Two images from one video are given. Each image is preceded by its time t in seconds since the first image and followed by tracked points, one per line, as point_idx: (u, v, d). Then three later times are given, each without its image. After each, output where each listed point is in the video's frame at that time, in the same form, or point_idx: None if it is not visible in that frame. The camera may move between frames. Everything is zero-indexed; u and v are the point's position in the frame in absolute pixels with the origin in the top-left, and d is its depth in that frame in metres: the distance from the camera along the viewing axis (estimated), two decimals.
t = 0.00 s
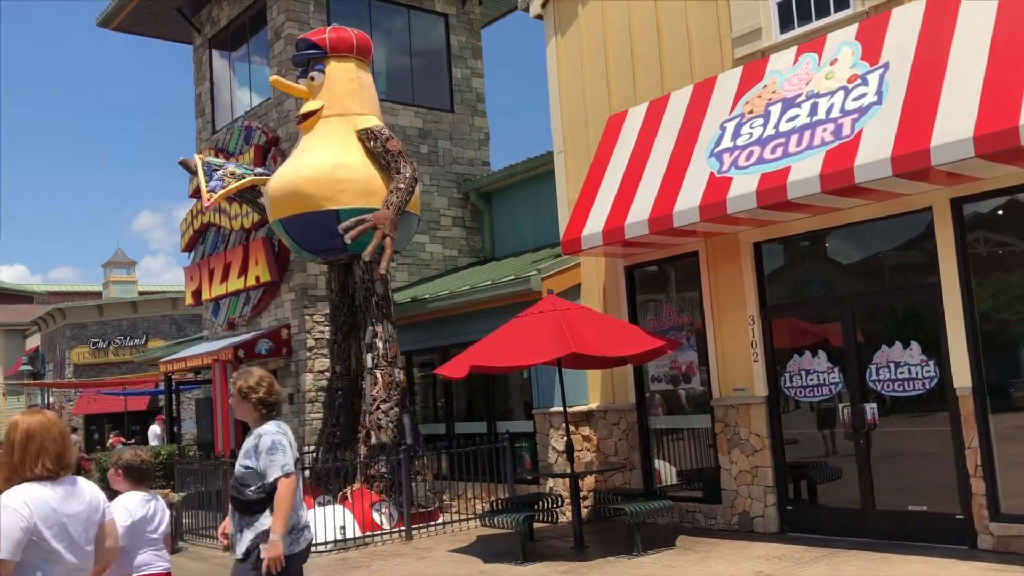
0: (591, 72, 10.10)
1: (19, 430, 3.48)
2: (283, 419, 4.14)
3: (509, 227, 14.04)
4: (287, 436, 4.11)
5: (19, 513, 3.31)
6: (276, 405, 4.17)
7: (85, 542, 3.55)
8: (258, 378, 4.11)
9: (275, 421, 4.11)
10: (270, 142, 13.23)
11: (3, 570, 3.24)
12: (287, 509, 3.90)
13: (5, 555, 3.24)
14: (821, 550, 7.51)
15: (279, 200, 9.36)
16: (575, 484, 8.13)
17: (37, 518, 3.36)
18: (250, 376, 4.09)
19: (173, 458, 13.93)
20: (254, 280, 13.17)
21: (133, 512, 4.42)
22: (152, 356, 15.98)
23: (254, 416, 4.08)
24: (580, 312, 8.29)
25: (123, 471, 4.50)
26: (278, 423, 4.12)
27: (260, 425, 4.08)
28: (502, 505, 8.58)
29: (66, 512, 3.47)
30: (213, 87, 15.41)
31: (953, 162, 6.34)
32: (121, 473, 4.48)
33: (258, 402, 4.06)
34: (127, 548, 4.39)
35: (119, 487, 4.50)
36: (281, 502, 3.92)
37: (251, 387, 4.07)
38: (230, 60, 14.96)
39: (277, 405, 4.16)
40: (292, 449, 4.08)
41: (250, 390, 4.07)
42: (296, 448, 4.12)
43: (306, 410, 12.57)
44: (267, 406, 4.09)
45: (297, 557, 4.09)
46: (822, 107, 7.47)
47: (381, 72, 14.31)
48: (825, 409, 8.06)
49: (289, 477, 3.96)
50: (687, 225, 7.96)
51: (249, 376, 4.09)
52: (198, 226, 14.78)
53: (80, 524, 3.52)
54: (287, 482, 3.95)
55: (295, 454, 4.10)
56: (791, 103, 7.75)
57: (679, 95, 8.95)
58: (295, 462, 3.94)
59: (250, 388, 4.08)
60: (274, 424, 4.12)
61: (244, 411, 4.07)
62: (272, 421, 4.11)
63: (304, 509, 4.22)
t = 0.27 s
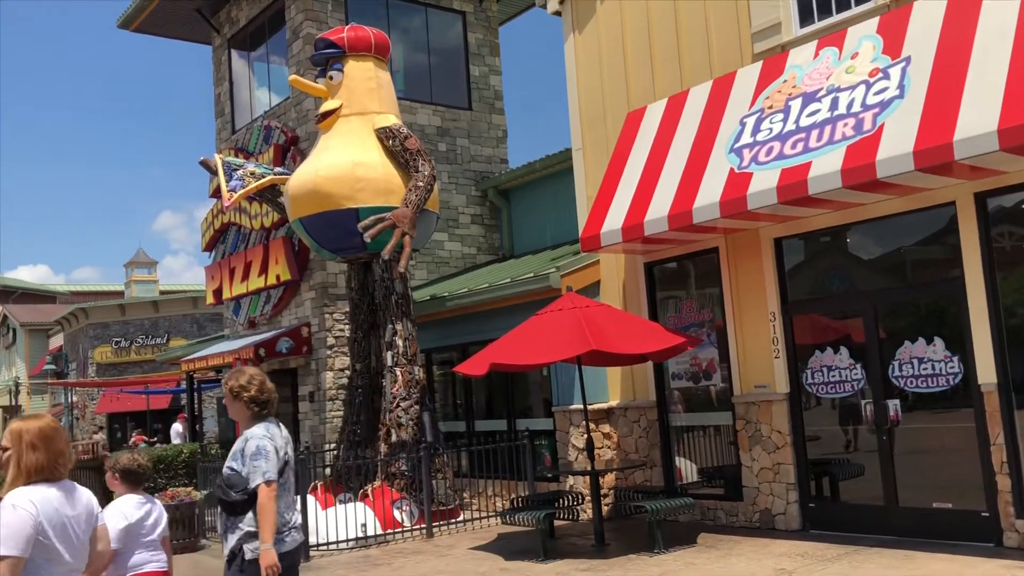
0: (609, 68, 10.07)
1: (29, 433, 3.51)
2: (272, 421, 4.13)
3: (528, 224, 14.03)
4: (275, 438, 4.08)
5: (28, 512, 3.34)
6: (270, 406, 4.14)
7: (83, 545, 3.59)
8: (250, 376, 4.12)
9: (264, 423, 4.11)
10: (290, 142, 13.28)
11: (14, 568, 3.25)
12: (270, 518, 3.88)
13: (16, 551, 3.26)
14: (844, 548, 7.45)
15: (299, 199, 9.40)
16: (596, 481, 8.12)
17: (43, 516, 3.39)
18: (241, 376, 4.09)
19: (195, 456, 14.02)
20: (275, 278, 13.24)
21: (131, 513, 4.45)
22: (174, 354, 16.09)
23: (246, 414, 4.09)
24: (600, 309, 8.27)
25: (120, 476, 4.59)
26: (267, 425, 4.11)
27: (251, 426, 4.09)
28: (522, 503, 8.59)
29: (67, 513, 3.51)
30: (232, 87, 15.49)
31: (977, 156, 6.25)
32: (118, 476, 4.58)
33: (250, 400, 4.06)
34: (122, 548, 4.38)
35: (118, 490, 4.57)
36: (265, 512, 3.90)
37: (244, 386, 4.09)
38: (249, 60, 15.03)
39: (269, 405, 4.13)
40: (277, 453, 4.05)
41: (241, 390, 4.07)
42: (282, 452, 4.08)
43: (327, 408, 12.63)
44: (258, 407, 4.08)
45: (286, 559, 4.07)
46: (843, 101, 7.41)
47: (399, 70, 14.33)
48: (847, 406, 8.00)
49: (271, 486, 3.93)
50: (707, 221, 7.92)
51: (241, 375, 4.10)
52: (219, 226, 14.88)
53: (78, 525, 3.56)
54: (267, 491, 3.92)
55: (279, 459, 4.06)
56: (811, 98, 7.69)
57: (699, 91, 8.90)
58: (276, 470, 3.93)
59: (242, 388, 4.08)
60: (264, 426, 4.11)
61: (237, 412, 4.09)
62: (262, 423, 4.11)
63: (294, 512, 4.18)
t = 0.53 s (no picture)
0: (629, 66, 10.05)
1: (28, 432, 3.56)
2: (256, 422, 4.20)
3: (547, 223, 14.02)
4: (259, 440, 4.14)
5: (31, 507, 3.38)
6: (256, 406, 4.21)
7: (82, 542, 3.63)
8: (237, 379, 4.19)
9: (247, 425, 4.18)
10: (310, 142, 13.34)
11: (19, 562, 3.28)
12: (225, 520, 3.94)
13: (20, 545, 3.29)
14: (868, 547, 7.39)
15: (319, 199, 9.45)
16: (617, 480, 8.11)
17: (46, 511, 3.43)
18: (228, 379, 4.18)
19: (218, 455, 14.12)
20: (295, 278, 13.30)
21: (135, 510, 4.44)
22: (197, 354, 16.21)
23: (232, 417, 4.19)
24: (620, 307, 8.25)
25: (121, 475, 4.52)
26: (251, 426, 4.18)
27: (236, 428, 4.18)
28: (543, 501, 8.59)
29: (68, 509, 3.54)
30: (253, 88, 15.58)
31: (1001, 151, 6.17)
32: (118, 474, 4.51)
33: (235, 403, 4.15)
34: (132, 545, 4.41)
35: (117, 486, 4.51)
36: (222, 516, 3.97)
37: (230, 388, 4.15)
38: (269, 61, 15.12)
39: (255, 405, 4.20)
40: (257, 455, 4.10)
41: (228, 393, 4.16)
42: (258, 456, 4.10)
43: (348, 407, 12.68)
44: (243, 408, 4.17)
45: (284, 556, 4.16)
46: (865, 97, 7.35)
47: (418, 70, 14.36)
48: (870, 404, 7.93)
49: (231, 491, 3.99)
50: (728, 219, 7.88)
51: (227, 378, 4.18)
52: (240, 226, 14.97)
53: (79, 522, 3.59)
54: (229, 496, 3.99)
55: (257, 462, 4.10)
56: (832, 94, 7.64)
57: (719, 87, 8.86)
58: (241, 478, 3.99)
59: (229, 390, 4.17)
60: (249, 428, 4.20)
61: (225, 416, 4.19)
62: (246, 424, 4.20)
63: (288, 510, 4.24)
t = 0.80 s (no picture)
0: (649, 65, 10.02)
1: (22, 436, 3.71)
2: (247, 428, 4.24)
3: (567, 223, 14.00)
4: (247, 445, 4.17)
5: (19, 508, 3.55)
6: (249, 412, 4.26)
7: (77, 541, 3.79)
8: (230, 386, 4.25)
9: (238, 431, 4.22)
10: (330, 143, 13.40)
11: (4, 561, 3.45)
12: (203, 518, 3.94)
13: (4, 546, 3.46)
14: (891, 548, 7.33)
15: (340, 200, 9.49)
16: (637, 480, 8.09)
17: (32, 514, 3.60)
18: (222, 386, 4.25)
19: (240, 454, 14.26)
20: (316, 279, 13.37)
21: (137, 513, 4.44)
22: (219, 354, 16.35)
23: (225, 424, 4.25)
24: (641, 307, 8.24)
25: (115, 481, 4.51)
26: (241, 431, 4.22)
27: (228, 434, 4.23)
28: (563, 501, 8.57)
29: (60, 510, 3.71)
30: (273, 90, 15.66)
31: None
32: (114, 478, 4.52)
33: (227, 411, 4.21)
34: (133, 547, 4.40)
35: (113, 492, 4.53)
36: (201, 512, 3.97)
37: (222, 395, 4.22)
38: (289, 62, 15.20)
39: (247, 412, 4.25)
40: (244, 460, 4.13)
41: (221, 399, 4.22)
42: (245, 461, 4.13)
43: (369, 407, 12.72)
44: (235, 416, 4.22)
45: (275, 561, 4.17)
46: (888, 94, 7.28)
47: (438, 70, 14.38)
48: (893, 404, 7.86)
49: (217, 492, 4.03)
50: (749, 218, 7.84)
51: (221, 385, 4.25)
52: (261, 227, 15.06)
53: (72, 522, 3.76)
54: (214, 498, 4.01)
55: (243, 467, 4.13)
56: (855, 92, 7.58)
57: (740, 86, 8.81)
58: (230, 479, 4.06)
59: (223, 396, 4.24)
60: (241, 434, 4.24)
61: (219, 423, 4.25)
62: (239, 430, 4.24)
63: (280, 515, 4.25)
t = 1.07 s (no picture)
0: (668, 66, 10.00)
1: None
2: (248, 428, 4.30)
3: (585, 224, 13.99)
4: (250, 445, 4.23)
5: None
6: (248, 413, 4.31)
7: (62, 544, 3.75)
8: (229, 386, 4.30)
9: (239, 431, 4.28)
10: (350, 145, 13.45)
11: None
12: (228, 520, 3.98)
13: None
14: (914, 552, 7.26)
15: (359, 202, 9.52)
16: (658, 482, 8.06)
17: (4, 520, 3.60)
18: (222, 386, 4.29)
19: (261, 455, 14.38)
20: (336, 280, 13.42)
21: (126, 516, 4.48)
22: (240, 354, 16.46)
23: (225, 423, 4.30)
24: (661, 308, 8.22)
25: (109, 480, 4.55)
26: (243, 432, 4.28)
27: (229, 433, 4.28)
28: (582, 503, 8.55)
29: (36, 515, 3.68)
30: (293, 92, 15.74)
31: None
32: (108, 480, 4.55)
33: (227, 411, 4.27)
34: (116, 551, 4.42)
35: (107, 492, 4.54)
36: (224, 513, 4.01)
37: (221, 396, 4.27)
38: (309, 65, 15.28)
39: (246, 412, 4.30)
40: (249, 458, 4.19)
41: (221, 400, 4.27)
42: (250, 459, 4.18)
43: (388, 408, 12.76)
44: (235, 416, 4.28)
45: (265, 564, 4.22)
46: (910, 94, 7.23)
47: (457, 72, 14.40)
48: (916, 406, 7.80)
49: (229, 490, 4.05)
50: (769, 219, 7.80)
51: (220, 385, 4.30)
52: (281, 229, 15.14)
53: (49, 527, 3.71)
54: (232, 494, 4.04)
55: (247, 465, 4.18)
56: (876, 92, 7.53)
57: (760, 86, 8.78)
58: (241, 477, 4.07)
59: (222, 397, 4.28)
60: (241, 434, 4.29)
61: (220, 422, 4.30)
62: (239, 430, 4.29)
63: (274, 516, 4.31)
